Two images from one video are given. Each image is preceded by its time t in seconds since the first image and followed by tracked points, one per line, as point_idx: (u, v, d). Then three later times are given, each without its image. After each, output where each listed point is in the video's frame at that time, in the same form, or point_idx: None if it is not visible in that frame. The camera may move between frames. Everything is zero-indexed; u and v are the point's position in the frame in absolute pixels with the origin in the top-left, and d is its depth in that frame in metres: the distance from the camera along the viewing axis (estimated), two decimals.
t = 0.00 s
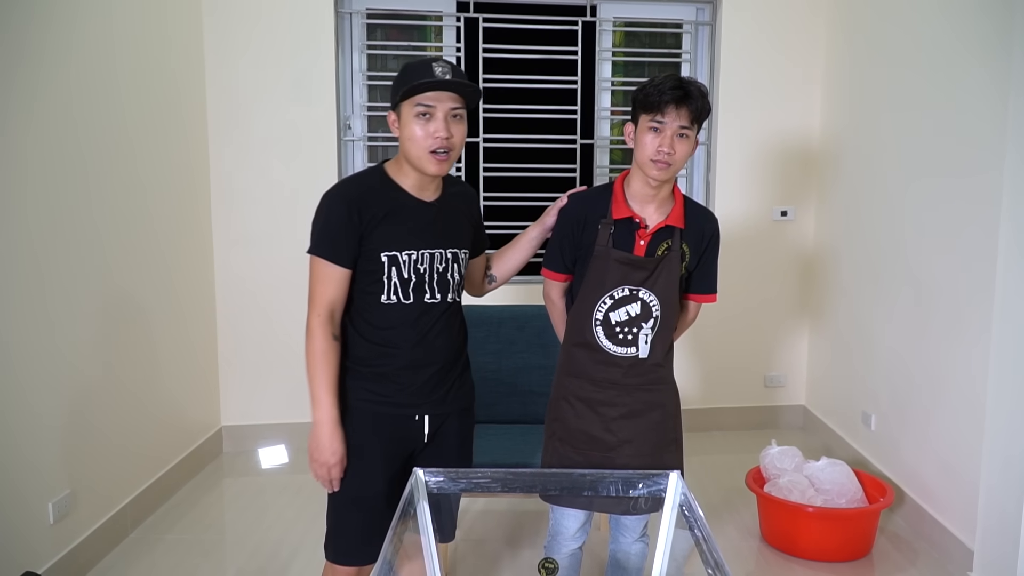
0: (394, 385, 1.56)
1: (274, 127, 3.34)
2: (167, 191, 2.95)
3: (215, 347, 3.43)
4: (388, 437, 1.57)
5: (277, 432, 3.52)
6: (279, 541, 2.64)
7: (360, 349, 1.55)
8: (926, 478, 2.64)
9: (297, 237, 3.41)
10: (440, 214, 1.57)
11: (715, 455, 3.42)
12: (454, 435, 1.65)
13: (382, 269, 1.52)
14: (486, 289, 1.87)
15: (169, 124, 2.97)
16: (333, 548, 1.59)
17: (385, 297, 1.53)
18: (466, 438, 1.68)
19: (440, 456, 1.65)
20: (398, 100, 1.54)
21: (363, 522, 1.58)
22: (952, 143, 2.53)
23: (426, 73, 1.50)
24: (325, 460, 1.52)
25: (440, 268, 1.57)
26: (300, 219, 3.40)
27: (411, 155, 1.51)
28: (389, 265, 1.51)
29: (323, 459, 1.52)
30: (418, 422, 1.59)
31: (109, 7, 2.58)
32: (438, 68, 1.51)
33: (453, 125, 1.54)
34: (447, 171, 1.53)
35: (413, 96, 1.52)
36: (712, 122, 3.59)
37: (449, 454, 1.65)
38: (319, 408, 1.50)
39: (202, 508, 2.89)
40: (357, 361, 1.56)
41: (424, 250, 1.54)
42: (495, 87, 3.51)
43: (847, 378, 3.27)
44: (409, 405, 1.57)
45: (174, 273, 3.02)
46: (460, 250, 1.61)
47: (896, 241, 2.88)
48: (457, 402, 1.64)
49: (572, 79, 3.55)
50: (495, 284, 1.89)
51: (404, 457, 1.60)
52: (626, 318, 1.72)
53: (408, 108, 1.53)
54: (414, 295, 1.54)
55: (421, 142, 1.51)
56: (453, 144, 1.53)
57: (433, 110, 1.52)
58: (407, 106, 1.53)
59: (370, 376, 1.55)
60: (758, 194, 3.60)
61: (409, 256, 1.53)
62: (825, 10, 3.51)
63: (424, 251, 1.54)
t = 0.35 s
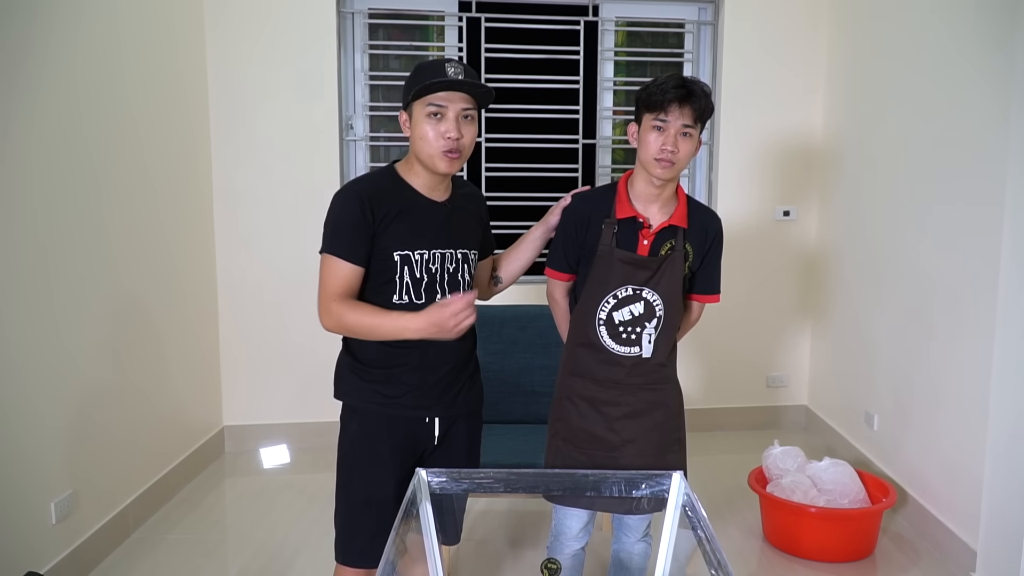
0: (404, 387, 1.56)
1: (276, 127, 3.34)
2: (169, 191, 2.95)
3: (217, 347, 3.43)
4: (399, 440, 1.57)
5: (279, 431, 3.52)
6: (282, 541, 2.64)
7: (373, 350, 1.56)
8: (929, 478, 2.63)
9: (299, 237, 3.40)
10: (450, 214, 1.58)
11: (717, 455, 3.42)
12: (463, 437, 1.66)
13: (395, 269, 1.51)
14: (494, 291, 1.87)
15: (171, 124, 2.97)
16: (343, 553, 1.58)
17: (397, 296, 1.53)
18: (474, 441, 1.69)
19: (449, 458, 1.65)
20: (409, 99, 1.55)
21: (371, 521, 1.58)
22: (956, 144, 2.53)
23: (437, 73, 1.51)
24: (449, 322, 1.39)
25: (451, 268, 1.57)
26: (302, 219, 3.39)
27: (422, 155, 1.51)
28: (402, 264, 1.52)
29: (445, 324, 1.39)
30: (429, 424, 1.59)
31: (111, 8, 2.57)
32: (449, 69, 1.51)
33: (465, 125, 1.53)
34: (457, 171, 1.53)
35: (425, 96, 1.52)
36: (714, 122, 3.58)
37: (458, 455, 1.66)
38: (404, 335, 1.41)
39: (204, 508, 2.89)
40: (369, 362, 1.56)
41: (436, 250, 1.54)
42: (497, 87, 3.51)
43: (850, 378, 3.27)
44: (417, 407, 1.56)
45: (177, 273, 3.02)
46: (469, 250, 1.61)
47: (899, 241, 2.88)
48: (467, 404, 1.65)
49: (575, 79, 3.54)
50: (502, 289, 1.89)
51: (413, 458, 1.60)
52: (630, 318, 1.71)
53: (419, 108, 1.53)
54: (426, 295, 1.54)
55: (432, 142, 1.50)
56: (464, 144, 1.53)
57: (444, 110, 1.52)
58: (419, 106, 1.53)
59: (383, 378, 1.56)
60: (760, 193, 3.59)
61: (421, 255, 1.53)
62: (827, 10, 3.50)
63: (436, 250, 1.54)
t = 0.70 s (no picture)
0: (409, 390, 1.56)
1: (278, 127, 3.34)
2: (171, 192, 2.95)
3: (219, 347, 3.43)
4: (402, 442, 1.57)
5: (280, 431, 3.52)
6: (283, 541, 2.64)
7: (377, 354, 1.56)
8: (931, 479, 2.63)
9: (300, 237, 3.41)
10: (450, 214, 1.58)
11: (719, 455, 3.41)
12: (466, 439, 1.66)
13: (398, 271, 1.51)
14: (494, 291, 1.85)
15: (173, 125, 2.97)
16: (347, 557, 1.58)
17: (400, 298, 1.53)
18: (476, 443, 1.69)
19: (452, 461, 1.65)
20: (404, 100, 1.54)
21: (374, 524, 1.58)
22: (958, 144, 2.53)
23: (432, 74, 1.50)
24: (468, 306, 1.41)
25: (452, 269, 1.57)
26: (303, 219, 3.40)
27: (419, 157, 1.52)
28: (405, 266, 1.52)
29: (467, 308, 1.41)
30: (433, 427, 1.59)
31: (113, 8, 2.57)
32: (445, 69, 1.51)
33: (462, 126, 1.53)
34: (455, 170, 1.53)
35: (421, 97, 1.52)
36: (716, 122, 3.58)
37: (460, 457, 1.66)
38: (420, 327, 1.44)
39: (207, 508, 2.90)
40: (373, 365, 1.56)
41: (437, 251, 1.54)
42: (499, 87, 3.51)
43: (852, 379, 3.26)
44: (421, 411, 1.57)
45: (178, 273, 3.02)
46: (470, 251, 1.62)
47: (901, 241, 2.87)
48: (470, 406, 1.65)
49: (576, 79, 3.54)
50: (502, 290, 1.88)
51: (416, 461, 1.60)
52: (632, 318, 1.72)
53: (416, 110, 1.53)
54: (428, 296, 1.54)
55: (429, 143, 1.51)
56: (461, 144, 1.53)
57: (441, 111, 1.52)
58: (415, 107, 1.53)
59: (388, 382, 1.56)
60: (762, 193, 3.59)
61: (423, 257, 1.53)
62: (830, 10, 3.50)
63: (438, 252, 1.54)
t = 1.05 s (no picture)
0: (410, 390, 1.56)
1: (279, 127, 3.34)
2: (173, 192, 2.95)
3: (220, 347, 3.43)
4: (403, 443, 1.57)
5: (282, 432, 3.52)
6: (285, 542, 2.64)
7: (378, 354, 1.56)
8: (932, 481, 2.63)
9: (302, 237, 3.40)
10: (452, 216, 1.58)
11: (720, 455, 3.41)
12: (467, 440, 1.66)
13: (400, 273, 1.51)
14: (492, 292, 1.87)
15: (175, 125, 2.97)
16: (348, 557, 1.58)
17: (402, 301, 1.52)
18: (478, 444, 1.69)
19: (454, 462, 1.65)
20: (408, 101, 1.54)
21: (375, 524, 1.58)
22: (960, 144, 2.52)
23: (437, 76, 1.50)
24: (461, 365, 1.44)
25: (455, 271, 1.57)
26: (305, 219, 3.40)
27: (423, 158, 1.52)
28: (408, 269, 1.51)
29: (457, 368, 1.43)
30: (434, 428, 1.59)
31: (115, 8, 2.57)
32: (450, 71, 1.51)
33: (466, 128, 1.53)
34: (458, 172, 1.53)
35: (425, 98, 1.52)
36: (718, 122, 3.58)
37: (462, 459, 1.66)
38: (410, 357, 1.42)
39: (208, 508, 2.90)
40: (374, 366, 1.56)
41: (440, 254, 1.54)
42: (500, 88, 3.51)
43: (853, 380, 3.26)
44: (422, 411, 1.57)
45: (180, 274, 3.02)
46: (472, 252, 1.62)
47: (902, 242, 2.87)
48: (471, 407, 1.65)
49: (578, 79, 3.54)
50: (504, 288, 1.89)
51: (417, 462, 1.60)
52: (633, 319, 1.71)
53: (420, 111, 1.53)
54: (431, 299, 1.54)
55: (432, 145, 1.51)
56: (465, 146, 1.53)
57: (444, 113, 1.52)
58: (419, 108, 1.53)
59: (390, 382, 1.56)
60: (764, 194, 3.59)
61: (426, 259, 1.53)
62: (831, 11, 3.50)
63: (441, 254, 1.54)
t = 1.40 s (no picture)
0: (410, 390, 1.56)
1: (280, 127, 3.34)
2: (174, 192, 2.95)
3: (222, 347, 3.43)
4: (403, 443, 1.57)
5: (283, 433, 3.52)
6: (287, 542, 2.64)
7: (379, 355, 1.56)
8: (934, 482, 2.63)
9: (302, 238, 3.40)
10: (453, 217, 1.58)
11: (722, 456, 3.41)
12: (468, 441, 1.66)
13: (400, 273, 1.51)
14: (495, 293, 1.86)
15: (176, 125, 2.97)
16: (348, 557, 1.58)
17: (402, 301, 1.53)
18: (479, 445, 1.69)
19: (455, 462, 1.65)
20: (408, 102, 1.54)
21: (376, 524, 1.58)
22: (962, 145, 2.52)
23: (436, 76, 1.50)
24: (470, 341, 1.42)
25: (455, 271, 1.57)
26: (306, 220, 3.40)
27: (422, 159, 1.52)
28: (407, 268, 1.51)
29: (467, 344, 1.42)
30: (434, 428, 1.59)
31: (115, 8, 2.57)
32: (448, 71, 1.51)
33: (465, 128, 1.53)
34: (458, 172, 1.53)
35: (424, 98, 1.52)
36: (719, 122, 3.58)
37: (463, 459, 1.66)
38: (416, 346, 1.44)
39: (210, 509, 2.90)
40: (375, 366, 1.56)
41: (440, 254, 1.54)
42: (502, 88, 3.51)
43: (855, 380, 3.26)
44: (422, 412, 1.56)
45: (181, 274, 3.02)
46: (473, 253, 1.62)
47: (904, 243, 2.87)
48: (472, 408, 1.65)
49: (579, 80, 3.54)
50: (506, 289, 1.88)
51: (418, 463, 1.60)
52: (636, 320, 1.71)
53: (419, 112, 1.53)
54: (431, 299, 1.54)
55: (431, 145, 1.51)
56: (464, 146, 1.53)
57: (444, 113, 1.52)
58: (418, 109, 1.53)
59: (390, 382, 1.56)
60: (765, 195, 3.59)
61: (426, 259, 1.53)
62: (833, 11, 3.50)
63: (441, 254, 1.54)
